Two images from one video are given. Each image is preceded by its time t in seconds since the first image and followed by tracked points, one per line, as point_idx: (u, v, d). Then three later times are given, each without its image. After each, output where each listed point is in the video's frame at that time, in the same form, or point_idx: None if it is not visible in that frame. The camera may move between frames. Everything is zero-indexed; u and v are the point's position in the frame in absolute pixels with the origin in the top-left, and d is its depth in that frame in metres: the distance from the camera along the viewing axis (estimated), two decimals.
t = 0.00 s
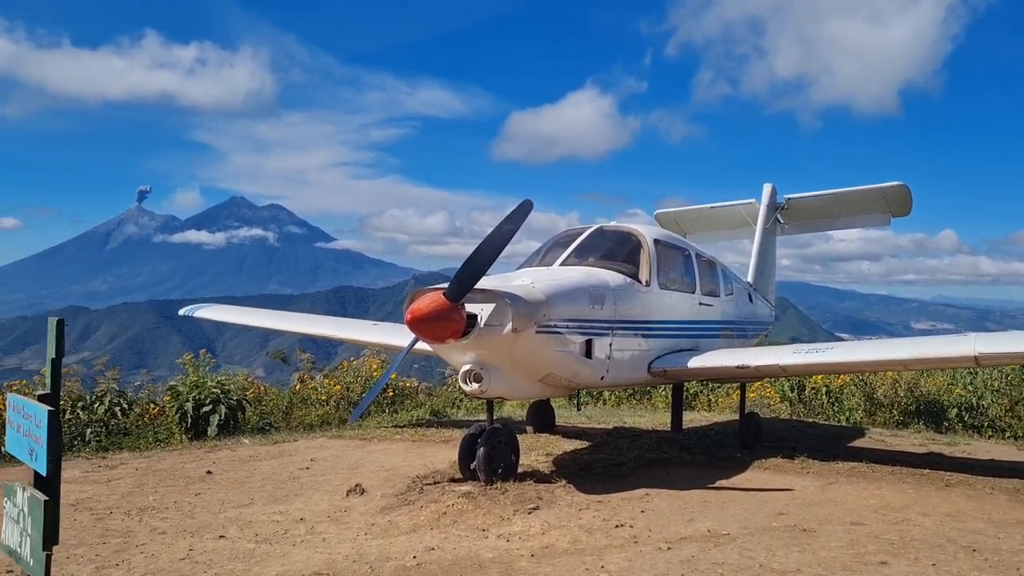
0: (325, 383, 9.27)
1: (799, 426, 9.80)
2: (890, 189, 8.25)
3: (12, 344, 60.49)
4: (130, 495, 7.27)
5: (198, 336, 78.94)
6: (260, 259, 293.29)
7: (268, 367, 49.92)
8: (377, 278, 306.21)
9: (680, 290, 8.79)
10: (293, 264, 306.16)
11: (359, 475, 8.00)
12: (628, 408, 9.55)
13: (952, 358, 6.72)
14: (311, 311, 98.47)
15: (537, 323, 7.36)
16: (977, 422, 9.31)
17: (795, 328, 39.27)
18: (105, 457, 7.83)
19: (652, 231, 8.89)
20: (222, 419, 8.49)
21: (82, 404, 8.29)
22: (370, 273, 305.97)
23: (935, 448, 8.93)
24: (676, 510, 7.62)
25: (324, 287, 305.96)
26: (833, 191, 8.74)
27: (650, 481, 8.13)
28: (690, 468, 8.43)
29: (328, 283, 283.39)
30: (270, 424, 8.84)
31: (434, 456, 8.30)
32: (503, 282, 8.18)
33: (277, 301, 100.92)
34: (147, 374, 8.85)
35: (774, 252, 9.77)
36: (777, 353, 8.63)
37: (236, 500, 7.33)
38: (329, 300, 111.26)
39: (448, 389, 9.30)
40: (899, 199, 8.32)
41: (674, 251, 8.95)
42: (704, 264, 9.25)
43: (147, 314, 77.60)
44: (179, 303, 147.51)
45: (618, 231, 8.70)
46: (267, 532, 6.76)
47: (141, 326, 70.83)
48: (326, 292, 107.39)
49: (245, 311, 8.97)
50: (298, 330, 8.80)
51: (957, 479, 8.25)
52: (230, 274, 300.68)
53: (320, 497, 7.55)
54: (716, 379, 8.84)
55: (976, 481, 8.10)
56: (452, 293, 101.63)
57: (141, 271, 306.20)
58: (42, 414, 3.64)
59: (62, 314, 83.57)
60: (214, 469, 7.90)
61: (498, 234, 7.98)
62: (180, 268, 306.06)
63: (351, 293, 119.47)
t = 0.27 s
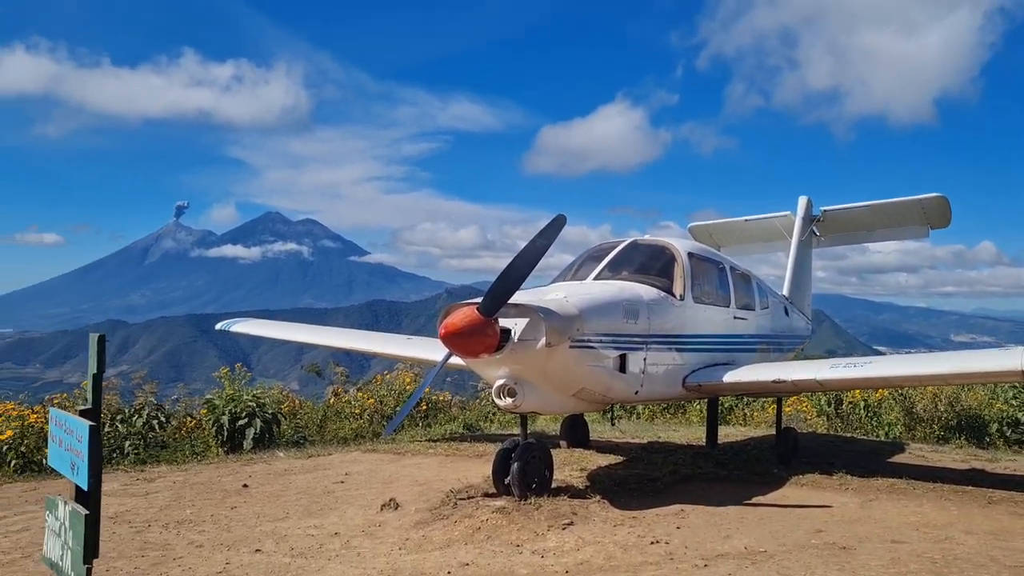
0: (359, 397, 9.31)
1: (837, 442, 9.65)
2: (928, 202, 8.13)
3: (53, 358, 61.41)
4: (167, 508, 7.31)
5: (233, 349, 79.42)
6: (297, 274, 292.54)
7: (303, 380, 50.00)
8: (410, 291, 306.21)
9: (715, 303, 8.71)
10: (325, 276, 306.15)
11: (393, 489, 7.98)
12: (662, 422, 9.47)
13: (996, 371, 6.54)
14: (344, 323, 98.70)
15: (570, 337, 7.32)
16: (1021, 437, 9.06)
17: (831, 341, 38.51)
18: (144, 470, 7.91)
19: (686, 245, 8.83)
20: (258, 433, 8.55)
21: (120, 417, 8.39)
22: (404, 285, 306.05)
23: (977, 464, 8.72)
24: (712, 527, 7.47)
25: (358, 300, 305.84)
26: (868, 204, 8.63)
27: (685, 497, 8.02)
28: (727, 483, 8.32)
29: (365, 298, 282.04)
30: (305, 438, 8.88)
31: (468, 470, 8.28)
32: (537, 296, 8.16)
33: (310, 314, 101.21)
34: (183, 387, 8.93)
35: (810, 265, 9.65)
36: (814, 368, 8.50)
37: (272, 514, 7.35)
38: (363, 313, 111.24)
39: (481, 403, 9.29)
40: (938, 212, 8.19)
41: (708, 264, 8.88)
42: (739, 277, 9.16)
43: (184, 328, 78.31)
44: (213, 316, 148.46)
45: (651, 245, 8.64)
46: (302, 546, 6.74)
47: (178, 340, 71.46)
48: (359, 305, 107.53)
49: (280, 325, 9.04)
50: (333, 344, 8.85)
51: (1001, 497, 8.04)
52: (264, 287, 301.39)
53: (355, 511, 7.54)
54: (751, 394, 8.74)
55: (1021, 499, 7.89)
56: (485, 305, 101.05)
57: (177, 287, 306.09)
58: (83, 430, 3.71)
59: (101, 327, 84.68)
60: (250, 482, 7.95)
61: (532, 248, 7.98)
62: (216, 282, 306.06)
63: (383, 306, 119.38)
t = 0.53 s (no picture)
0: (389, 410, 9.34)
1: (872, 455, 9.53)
2: (962, 212, 8.00)
3: (89, 372, 62.20)
4: (201, 522, 7.36)
5: (265, 362, 79.85)
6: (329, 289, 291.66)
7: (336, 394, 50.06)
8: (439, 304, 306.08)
9: (746, 316, 8.62)
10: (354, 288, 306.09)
11: (424, 504, 7.95)
12: (693, 436, 9.40)
13: None
14: (374, 336, 98.95)
15: (600, 351, 7.29)
16: None
17: (864, 353, 37.81)
18: (178, 484, 7.98)
19: (717, 257, 8.76)
20: (289, 446, 8.60)
21: (154, 431, 8.47)
22: (432, 299, 305.97)
23: (1017, 478, 8.54)
24: (746, 542, 7.29)
25: (389, 313, 305.52)
26: (902, 215, 8.50)
27: (718, 512, 7.91)
28: (760, 498, 8.21)
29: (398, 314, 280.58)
30: (336, 451, 8.92)
31: (498, 484, 8.26)
32: (567, 309, 8.15)
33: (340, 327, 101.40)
34: (216, 401, 9.00)
35: (842, 277, 9.53)
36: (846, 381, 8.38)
37: (304, 529, 7.37)
38: (393, 325, 111.26)
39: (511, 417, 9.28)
40: (973, 222, 8.06)
41: (739, 276, 8.80)
42: (770, 289, 9.08)
43: (217, 341, 78.91)
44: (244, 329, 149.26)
45: (681, 257, 8.58)
46: (334, 561, 6.70)
47: (211, 354, 72.01)
48: (388, 317, 107.54)
49: (310, 340, 9.10)
50: (363, 358, 8.89)
51: None
52: (292, 298, 302.60)
53: (386, 526, 7.53)
54: (784, 407, 8.64)
55: None
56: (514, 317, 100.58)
57: (209, 303, 305.95)
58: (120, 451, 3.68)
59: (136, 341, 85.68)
60: (282, 496, 7.98)
61: (561, 262, 7.97)
62: (247, 296, 306.02)
63: (412, 318, 119.37)
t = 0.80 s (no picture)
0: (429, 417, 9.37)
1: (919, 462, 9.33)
2: (1011, 214, 7.80)
3: (137, 380, 63.19)
4: (245, 528, 7.44)
5: (307, 369, 80.40)
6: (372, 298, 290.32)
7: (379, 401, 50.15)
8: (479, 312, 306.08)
9: (789, 321, 8.51)
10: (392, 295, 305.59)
11: (465, 511, 7.94)
12: (736, 443, 9.32)
13: None
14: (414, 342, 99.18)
15: (641, 358, 7.22)
16: None
17: (911, 359, 36.88)
18: (222, 489, 8.09)
19: (759, 262, 8.66)
20: (331, 452, 8.66)
21: (199, 437, 8.58)
22: (473, 305, 306.00)
23: None
24: (791, 551, 7.12)
25: (429, 321, 305.31)
26: (948, 217, 8.32)
27: (761, 520, 7.78)
28: (805, 506, 8.07)
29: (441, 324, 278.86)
30: (377, 457, 8.97)
31: (539, 491, 8.25)
32: (607, 315, 8.12)
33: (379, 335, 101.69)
34: (259, 408, 9.09)
35: (888, 282, 9.37)
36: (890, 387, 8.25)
37: (346, 535, 7.40)
38: (432, 333, 111.34)
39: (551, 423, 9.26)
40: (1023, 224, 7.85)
41: (782, 281, 8.69)
42: (813, 295, 8.95)
43: (260, 348, 79.71)
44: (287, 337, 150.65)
45: (722, 262, 8.48)
46: (376, 567, 6.68)
47: (254, 362, 72.74)
48: (429, 325, 107.74)
49: (352, 347, 9.18)
50: (404, 365, 8.93)
51: None
52: (329, 305, 304.06)
53: (427, 533, 7.52)
54: (828, 414, 8.50)
55: None
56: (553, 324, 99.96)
57: (249, 312, 306.15)
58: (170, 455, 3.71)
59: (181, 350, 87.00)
60: (325, 502, 8.04)
61: (602, 268, 7.96)
62: (290, 304, 305.76)
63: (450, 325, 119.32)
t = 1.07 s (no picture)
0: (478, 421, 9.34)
1: (981, 470, 9.08)
2: None
3: (192, 382, 64.37)
4: (300, 531, 7.48)
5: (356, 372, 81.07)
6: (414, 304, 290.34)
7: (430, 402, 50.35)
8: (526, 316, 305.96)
9: (845, 325, 8.35)
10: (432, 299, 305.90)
11: (517, 517, 7.90)
12: (789, 449, 9.23)
13: None
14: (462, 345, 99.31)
15: (694, 362, 7.15)
16: None
17: (967, 362, 35.83)
18: (276, 492, 8.18)
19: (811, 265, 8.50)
20: (381, 457, 8.72)
21: (253, 441, 8.69)
22: (520, 308, 305.89)
23: None
24: (849, 560, 6.92)
25: (476, 325, 305.00)
26: (1009, 217, 8.06)
27: (819, 528, 7.59)
28: (862, 514, 7.87)
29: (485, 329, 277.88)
30: (427, 461, 9.00)
31: (590, 497, 8.23)
32: (658, 321, 8.13)
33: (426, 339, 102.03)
34: (311, 411, 9.15)
35: (946, 284, 9.15)
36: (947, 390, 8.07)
37: (398, 538, 7.38)
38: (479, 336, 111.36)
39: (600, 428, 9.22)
40: None
41: (837, 285, 8.53)
42: (869, 298, 8.77)
43: (310, 350, 80.59)
44: (337, 340, 152.07)
45: (776, 265, 8.36)
46: (428, 571, 6.61)
47: (305, 366, 73.60)
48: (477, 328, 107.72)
49: (403, 351, 9.23)
50: (454, 369, 8.93)
51: None
52: (371, 309, 305.94)
53: (479, 537, 7.47)
54: (885, 420, 8.33)
55: None
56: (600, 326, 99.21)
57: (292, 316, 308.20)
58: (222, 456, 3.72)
59: (234, 354, 88.48)
60: (377, 506, 8.07)
61: (654, 272, 7.93)
62: (337, 310, 305.96)
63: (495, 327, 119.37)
